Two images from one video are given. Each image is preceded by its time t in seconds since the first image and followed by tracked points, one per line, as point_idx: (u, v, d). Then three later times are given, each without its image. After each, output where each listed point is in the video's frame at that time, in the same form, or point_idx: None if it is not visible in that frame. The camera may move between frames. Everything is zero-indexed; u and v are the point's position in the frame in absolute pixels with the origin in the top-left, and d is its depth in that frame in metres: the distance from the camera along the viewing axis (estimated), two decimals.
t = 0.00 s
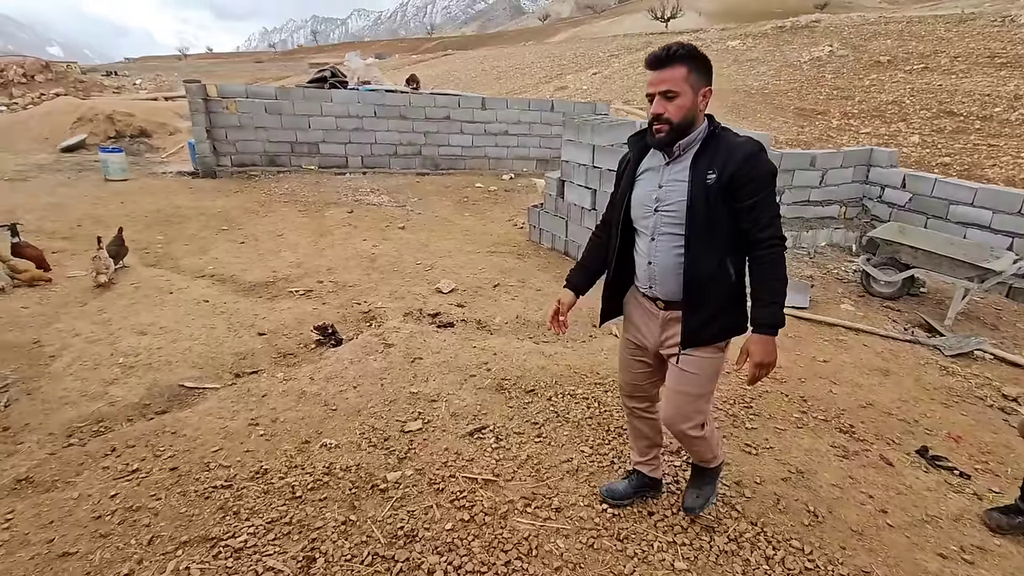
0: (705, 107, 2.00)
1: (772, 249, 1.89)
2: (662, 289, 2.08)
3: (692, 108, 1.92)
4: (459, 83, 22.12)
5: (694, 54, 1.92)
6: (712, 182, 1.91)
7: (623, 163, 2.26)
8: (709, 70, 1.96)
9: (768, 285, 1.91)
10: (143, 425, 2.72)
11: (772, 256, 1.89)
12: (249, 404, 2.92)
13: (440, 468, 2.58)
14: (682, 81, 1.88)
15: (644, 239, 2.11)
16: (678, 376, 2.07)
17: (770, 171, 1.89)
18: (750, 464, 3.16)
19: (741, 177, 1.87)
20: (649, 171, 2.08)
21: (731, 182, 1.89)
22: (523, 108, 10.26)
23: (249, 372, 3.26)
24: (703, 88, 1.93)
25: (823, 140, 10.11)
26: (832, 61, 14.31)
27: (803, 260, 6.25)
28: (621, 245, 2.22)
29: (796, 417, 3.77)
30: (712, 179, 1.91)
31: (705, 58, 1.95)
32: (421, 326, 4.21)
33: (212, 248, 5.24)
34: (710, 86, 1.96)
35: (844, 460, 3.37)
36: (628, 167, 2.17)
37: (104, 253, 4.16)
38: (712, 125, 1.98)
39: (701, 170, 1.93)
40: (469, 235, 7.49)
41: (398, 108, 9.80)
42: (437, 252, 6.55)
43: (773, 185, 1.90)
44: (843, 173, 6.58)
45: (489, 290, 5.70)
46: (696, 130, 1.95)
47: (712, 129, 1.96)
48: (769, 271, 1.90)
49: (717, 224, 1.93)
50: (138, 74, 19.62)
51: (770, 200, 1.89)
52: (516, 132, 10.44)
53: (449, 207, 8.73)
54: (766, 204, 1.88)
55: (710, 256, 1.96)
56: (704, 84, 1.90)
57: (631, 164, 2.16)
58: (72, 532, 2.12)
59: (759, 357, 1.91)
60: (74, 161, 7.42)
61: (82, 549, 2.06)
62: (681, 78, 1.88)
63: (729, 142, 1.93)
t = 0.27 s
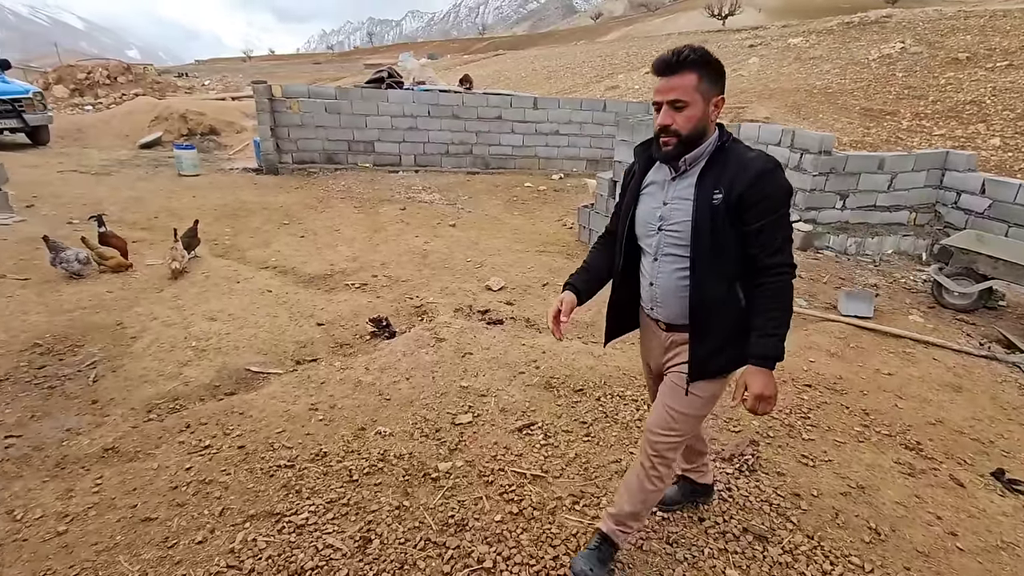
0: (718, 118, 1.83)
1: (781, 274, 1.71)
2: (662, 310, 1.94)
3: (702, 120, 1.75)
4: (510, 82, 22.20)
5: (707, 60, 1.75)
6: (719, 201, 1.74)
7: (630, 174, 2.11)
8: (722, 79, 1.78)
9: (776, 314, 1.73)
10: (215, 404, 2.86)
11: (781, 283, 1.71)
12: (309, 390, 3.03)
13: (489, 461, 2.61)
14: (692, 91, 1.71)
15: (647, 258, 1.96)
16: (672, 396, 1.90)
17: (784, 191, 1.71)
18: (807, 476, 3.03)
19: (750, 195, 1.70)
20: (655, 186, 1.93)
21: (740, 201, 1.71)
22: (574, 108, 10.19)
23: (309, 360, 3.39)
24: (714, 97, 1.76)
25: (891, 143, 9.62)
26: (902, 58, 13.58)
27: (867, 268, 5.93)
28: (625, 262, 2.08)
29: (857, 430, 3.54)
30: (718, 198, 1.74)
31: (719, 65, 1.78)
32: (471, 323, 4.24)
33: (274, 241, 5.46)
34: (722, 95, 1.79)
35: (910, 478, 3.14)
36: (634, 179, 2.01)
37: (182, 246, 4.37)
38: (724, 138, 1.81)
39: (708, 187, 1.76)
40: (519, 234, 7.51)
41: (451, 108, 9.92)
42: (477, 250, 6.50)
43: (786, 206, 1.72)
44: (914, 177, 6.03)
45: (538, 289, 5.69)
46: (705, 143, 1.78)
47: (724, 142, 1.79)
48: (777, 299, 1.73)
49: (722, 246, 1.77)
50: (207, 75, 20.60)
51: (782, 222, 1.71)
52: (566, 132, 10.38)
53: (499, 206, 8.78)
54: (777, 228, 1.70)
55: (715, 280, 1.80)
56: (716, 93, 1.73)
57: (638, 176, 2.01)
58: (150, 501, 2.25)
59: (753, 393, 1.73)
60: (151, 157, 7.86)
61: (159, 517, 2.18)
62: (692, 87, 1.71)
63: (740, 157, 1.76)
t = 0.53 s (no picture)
0: (727, 117, 1.57)
1: (777, 306, 1.48)
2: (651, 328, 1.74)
3: (703, 121, 1.51)
4: (565, 81, 22.09)
5: (714, 50, 1.49)
6: (712, 216, 1.51)
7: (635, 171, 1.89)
8: (734, 72, 1.52)
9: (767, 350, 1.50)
10: (279, 390, 2.95)
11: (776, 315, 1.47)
12: (365, 380, 3.11)
13: (538, 456, 2.62)
14: (692, 88, 1.47)
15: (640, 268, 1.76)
16: (664, 426, 1.72)
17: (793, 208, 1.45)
18: (871, 494, 2.80)
19: (746, 211, 1.45)
20: (652, 189, 1.70)
21: (735, 217, 1.47)
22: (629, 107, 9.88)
23: (365, 351, 3.48)
24: (722, 93, 1.51)
25: (973, 146, 8.98)
26: (990, 54, 12.61)
27: (943, 278, 5.31)
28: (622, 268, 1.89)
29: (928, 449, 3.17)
30: (711, 211, 1.51)
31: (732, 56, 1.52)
32: (521, 321, 4.24)
33: (333, 235, 5.64)
34: (733, 92, 1.53)
35: (987, 503, 2.80)
36: (636, 179, 1.80)
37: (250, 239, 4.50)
38: (731, 141, 1.55)
39: (702, 198, 1.53)
40: (570, 234, 7.45)
41: (506, 107, 9.93)
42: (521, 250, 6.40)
43: (794, 226, 1.46)
44: (1000, 182, 5.61)
45: (588, 288, 5.61)
46: (707, 148, 1.54)
47: (730, 146, 1.54)
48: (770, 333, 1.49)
49: (714, 267, 1.54)
50: (273, 75, 21.50)
51: (786, 245, 1.46)
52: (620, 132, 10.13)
53: (550, 206, 8.74)
54: (777, 251, 1.45)
55: (703, 304, 1.59)
56: (721, 89, 1.48)
57: (640, 175, 1.79)
58: (221, 474, 2.36)
59: (741, 438, 1.54)
60: (223, 153, 8.24)
61: (230, 489, 2.29)
62: (692, 83, 1.47)
63: (745, 164, 1.50)
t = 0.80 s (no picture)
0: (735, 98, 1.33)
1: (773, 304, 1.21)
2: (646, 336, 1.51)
3: (705, 101, 1.28)
4: (626, 78, 21.64)
5: (719, 19, 1.26)
6: (707, 204, 1.28)
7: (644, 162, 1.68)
8: (743, 48, 1.29)
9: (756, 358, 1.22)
10: (341, 373, 2.98)
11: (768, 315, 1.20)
12: (420, 369, 3.12)
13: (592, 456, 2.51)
14: (692, 60, 1.24)
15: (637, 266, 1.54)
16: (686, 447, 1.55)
17: (801, 196, 1.20)
18: (948, 519, 2.38)
19: (744, 195, 1.22)
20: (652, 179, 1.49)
21: (732, 202, 1.24)
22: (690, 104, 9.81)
23: (419, 341, 3.52)
24: (727, 70, 1.27)
25: None
26: None
27: None
28: (618, 268, 1.66)
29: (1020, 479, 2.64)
30: (705, 196, 1.29)
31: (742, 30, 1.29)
32: (573, 319, 4.25)
33: (393, 230, 5.77)
34: (742, 70, 1.30)
35: None
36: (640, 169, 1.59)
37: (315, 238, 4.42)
38: (737, 122, 1.32)
39: (699, 183, 1.31)
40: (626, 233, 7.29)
41: (564, 105, 9.92)
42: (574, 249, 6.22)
43: (800, 217, 1.21)
44: None
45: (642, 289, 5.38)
46: (708, 131, 1.31)
47: (735, 128, 1.31)
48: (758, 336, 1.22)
49: (707, 261, 1.31)
50: (338, 76, 22.26)
51: (790, 236, 1.20)
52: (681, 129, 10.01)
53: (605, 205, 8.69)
54: (779, 241, 1.20)
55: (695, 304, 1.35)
56: (726, 65, 1.26)
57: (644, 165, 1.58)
58: (285, 453, 2.33)
59: (669, 428, 1.25)
60: (290, 150, 8.49)
61: (294, 467, 2.26)
62: (692, 55, 1.24)
63: (748, 147, 1.27)
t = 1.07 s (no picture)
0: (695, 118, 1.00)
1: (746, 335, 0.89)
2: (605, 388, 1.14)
3: (657, 115, 0.96)
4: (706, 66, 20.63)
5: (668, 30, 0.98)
6: (665, 217, 0.95)
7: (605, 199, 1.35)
8: (696, 57, 0.98)
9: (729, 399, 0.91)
10: (414, 356, 2.23)
11: (738, 346, 0.89)
12: (499, 354, 2.29)
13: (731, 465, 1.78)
14: (638, 70, 0.94)
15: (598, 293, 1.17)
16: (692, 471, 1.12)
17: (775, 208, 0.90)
18: None
19: (706, 204, 0.90)
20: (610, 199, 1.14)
21: (691, 213, 0.92)
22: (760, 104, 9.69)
23: (493, 307, 2.84)
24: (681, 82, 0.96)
25: None
26: None
27: None
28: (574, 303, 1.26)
29: None
30: (659, 204, 0.97)
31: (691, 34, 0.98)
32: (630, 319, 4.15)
33: (452, 228, 5.88)
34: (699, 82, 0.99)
35: None
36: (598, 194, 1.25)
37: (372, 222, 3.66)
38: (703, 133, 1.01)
39: (657, 195, 0.98)
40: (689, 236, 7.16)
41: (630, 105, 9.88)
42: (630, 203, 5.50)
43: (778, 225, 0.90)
44: None
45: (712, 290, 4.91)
46: (670, 143, 0.98)
47: (697, 135, 0.98)
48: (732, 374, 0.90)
49: (665, 284, 0.97)
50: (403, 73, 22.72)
51: (763, 254, 0.89)
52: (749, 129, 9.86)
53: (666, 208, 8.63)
54: (750, 258, 0.89)
55: (650, 339, 1.01)
56: (675, 73, 0.94)
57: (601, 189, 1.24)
58: (343, 437, 1.67)
59: (648, 461, 0.94)
60: (359, 150, 8.51)
61: (354, 451, 1.61)
62: (642, 65, 0.94)
63: (712, 152, 0.96)
